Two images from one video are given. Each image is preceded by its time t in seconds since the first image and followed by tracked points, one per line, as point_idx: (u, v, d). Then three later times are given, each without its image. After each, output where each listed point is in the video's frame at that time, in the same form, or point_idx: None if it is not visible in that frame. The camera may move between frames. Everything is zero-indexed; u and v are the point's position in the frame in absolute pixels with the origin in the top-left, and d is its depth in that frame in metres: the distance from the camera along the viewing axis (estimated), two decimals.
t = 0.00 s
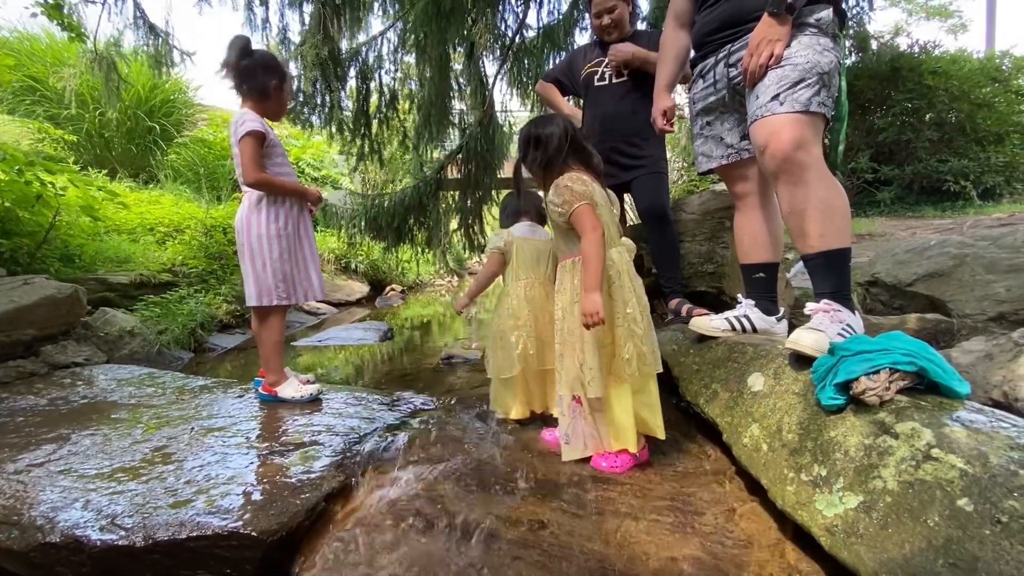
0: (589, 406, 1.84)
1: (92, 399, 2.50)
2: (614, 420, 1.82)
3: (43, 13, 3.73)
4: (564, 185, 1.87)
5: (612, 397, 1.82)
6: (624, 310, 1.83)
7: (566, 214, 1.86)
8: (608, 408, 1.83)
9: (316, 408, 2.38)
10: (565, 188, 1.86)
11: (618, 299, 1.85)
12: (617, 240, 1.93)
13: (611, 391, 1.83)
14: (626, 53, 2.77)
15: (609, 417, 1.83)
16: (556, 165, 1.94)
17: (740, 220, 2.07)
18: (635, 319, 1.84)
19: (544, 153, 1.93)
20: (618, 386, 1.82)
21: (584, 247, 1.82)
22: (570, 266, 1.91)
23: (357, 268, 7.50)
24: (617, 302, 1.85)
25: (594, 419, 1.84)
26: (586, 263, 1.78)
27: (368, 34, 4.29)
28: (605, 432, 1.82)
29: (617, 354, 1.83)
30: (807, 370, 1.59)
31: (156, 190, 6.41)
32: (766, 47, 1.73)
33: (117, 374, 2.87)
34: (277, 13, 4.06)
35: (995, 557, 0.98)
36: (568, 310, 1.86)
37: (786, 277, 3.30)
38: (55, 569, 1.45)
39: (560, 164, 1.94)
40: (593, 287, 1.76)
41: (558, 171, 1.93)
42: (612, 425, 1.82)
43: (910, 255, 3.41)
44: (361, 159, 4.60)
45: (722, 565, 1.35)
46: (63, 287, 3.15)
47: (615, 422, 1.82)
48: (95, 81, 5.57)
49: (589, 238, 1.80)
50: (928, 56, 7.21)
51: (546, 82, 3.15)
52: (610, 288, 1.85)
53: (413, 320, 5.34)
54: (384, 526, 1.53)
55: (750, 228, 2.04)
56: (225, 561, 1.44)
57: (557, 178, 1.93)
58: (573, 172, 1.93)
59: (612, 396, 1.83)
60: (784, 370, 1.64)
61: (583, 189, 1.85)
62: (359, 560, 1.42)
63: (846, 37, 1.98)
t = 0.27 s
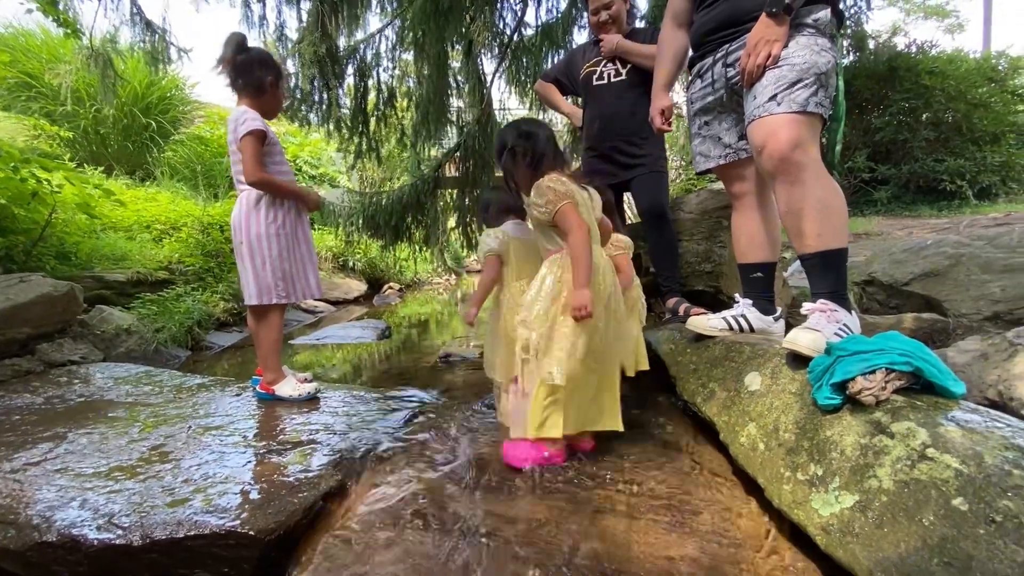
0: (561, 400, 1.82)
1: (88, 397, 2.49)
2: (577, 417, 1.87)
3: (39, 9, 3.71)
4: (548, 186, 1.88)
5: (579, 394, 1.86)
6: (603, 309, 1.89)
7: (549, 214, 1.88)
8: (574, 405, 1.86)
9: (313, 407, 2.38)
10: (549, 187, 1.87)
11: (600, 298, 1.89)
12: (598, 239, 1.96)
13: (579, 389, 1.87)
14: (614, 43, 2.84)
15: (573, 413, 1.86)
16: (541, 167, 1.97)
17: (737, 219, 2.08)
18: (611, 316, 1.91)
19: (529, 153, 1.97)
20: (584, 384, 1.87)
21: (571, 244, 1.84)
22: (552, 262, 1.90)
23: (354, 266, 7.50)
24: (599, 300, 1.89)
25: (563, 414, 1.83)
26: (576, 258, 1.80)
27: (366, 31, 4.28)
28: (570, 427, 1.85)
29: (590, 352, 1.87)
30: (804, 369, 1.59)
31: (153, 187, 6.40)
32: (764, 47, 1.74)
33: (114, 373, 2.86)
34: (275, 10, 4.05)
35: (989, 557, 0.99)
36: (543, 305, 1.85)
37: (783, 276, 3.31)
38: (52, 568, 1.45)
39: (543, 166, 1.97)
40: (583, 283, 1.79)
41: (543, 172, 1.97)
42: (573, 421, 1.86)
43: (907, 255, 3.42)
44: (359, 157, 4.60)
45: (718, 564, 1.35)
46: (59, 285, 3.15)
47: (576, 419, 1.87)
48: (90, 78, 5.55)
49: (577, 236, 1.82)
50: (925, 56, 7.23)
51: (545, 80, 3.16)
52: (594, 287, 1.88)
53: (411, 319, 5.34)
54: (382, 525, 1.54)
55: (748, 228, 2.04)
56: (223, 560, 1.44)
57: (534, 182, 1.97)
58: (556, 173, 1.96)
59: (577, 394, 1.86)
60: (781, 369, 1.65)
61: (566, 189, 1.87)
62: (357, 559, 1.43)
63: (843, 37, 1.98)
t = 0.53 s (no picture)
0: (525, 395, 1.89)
1: (89, 394, 2.50)
2: (538, 413, 1.93)
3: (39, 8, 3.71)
4: (518, 184, 1.94)
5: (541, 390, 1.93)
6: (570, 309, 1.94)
7: (518, 213, 1.94)
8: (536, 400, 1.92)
9: (314, 403, 2.38)
10: (519, 186, 1.93)
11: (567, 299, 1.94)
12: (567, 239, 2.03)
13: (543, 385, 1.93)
14: (615, 38, 2.84)
15: (535, 408, 1.93)
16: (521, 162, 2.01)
17: (737, 215, 2.07)
18: (579, 318, 1.96)
19: (514, 145, 2.00)
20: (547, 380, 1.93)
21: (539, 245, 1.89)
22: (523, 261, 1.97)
23: (355, 265, 7.50)
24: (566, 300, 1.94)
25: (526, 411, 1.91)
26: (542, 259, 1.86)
27: (366, 29, 4.28)
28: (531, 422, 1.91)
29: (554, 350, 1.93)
30: (803, 365, 1.60)
31: (154, 186, 6.41)
32: (763, 43, 1.73)
33: (115, 370, 2.87)
34: (275, 8, 4.05)
35: (988, 549, 0.99)
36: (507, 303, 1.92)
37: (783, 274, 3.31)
38: (53, 563, 1.45)
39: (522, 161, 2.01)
40: (550, 283, 1.84)
41: (525, 166, 2.01)
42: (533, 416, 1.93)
43: (907, 252, 3.42)
44: (359, 155, 4.60)
45: (718, 558, 1.35)
46: (59, 283, 3.15)
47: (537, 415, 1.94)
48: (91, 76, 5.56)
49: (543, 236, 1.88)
50: (926, 54, 7.22)
51: (546, 78, 3.16)
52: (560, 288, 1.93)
53: (412, 317, 5.35)
54: (381, 520, 1.54)
55: (748, 224, 2.04)
56: (223, 555, 1.44)
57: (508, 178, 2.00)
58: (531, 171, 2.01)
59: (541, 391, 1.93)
60: (781, 365, 1.65)
61: (537, 188, 1.94)
62: (357, 553, 1.43)
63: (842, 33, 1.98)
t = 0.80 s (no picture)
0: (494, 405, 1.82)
1: (88, 395, 2.49)
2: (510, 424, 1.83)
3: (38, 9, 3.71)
4: (473, 190, 1.88)
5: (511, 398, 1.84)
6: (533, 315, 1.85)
7: (474, 220, 1.86)
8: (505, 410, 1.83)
9: (313, 404, 2.38)
10: (476, 193, 1.87)
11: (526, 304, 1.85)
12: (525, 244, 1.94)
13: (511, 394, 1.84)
14: (615, 38, 2.85)
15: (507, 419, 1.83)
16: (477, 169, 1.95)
17: (735, 216, 2.07)
18: (547, 322, 1.88)
19: (469, 147, 1.94)
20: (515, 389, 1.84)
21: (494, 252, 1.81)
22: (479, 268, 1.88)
23: (354, 265, 7.51)
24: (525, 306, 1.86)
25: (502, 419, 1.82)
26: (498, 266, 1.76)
27: (365, 30, 4.28)
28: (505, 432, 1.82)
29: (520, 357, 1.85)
30: (802, 365, 1.60)
31: (153, 187, 6.41)
32: (760, 43, 1.74)
33: (113, 371, 2.87)
34: (274, 8, 4.05)
35: (987, 549, 0.99)
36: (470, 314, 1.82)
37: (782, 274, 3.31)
38: (52, 564, 1.45)
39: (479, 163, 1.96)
40: (501, 293, 1.74)
41: (479, 171, 1.96)
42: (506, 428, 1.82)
43: (905, 252, 3.42)
44: (358, 156, 4.59)
45: (717, 558, 1.35)
46: (58, 284, 3.15)
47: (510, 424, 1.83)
48: (89, 77, 5.55)
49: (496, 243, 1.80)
50: (924, 54, 7.23)
51: (546, 79, 3.16)
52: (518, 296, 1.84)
53: (411, 318, 5.35)
54: (380, 520, 1.54)
55: (746, 224, 2.04)
56: (222, 556, 1.44)
57: (461, 185, 1.94)
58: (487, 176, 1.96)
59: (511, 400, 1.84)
60: (780, 365, 1.65)
61: (493, 195, 1.87)
62: (357, 553, 1.43)
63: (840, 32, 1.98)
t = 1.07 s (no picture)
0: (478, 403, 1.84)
1: (95, 393, 2.51)
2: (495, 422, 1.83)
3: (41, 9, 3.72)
4: (427, 200, 1.81)
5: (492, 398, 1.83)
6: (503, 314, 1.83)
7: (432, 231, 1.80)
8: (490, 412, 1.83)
9: (318, 402, 2.39)
10: (430, 205, 1.79)
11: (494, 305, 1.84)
12: (494, 243, 1.90)
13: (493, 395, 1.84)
14: (620, 35, 2.86)
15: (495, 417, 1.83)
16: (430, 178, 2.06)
17: (739, 212, 2.08)
18: (524, 318, 1.88)
19: (419, 152, 2.07)
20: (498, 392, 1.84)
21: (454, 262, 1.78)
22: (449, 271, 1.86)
23: (357, 264, 7.53)
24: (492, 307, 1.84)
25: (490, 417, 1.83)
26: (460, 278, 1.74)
27: (367, 28, 4.29)
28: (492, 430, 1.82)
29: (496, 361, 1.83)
30: (807, 361, 1.60)
31: (156, 186, 6.43)
32: (763, 39, 1.74)
33: (120, 369, 2.88)
34: (276, 8, 4.06)
35: (992, 542, 0.99)
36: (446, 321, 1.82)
37: (786, 270, 3.31)
38: (62, 560, 1.46)
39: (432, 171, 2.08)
40: (470, 308, 1.73)
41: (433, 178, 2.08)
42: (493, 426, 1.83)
43: (909, 248, 3.42)
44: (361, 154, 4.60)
45: (722, 553, 1.36)
46: (64, 283, 3.16)
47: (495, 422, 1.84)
48: (92, 77, 5.57)
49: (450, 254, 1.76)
50: (928, 49, 7.20)
51: (548, 76, 3.16)
52: (486, 301, 1.82)
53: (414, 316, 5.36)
54: (387, 516, 1.55)
55: (749, 220, 2.04)
56: (231, 551, 1.45)
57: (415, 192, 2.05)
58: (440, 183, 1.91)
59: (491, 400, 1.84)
60: (785, 361, 1.66)
61: (448, 203, 1.80)
62: (365, 549, 1.44)
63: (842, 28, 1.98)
